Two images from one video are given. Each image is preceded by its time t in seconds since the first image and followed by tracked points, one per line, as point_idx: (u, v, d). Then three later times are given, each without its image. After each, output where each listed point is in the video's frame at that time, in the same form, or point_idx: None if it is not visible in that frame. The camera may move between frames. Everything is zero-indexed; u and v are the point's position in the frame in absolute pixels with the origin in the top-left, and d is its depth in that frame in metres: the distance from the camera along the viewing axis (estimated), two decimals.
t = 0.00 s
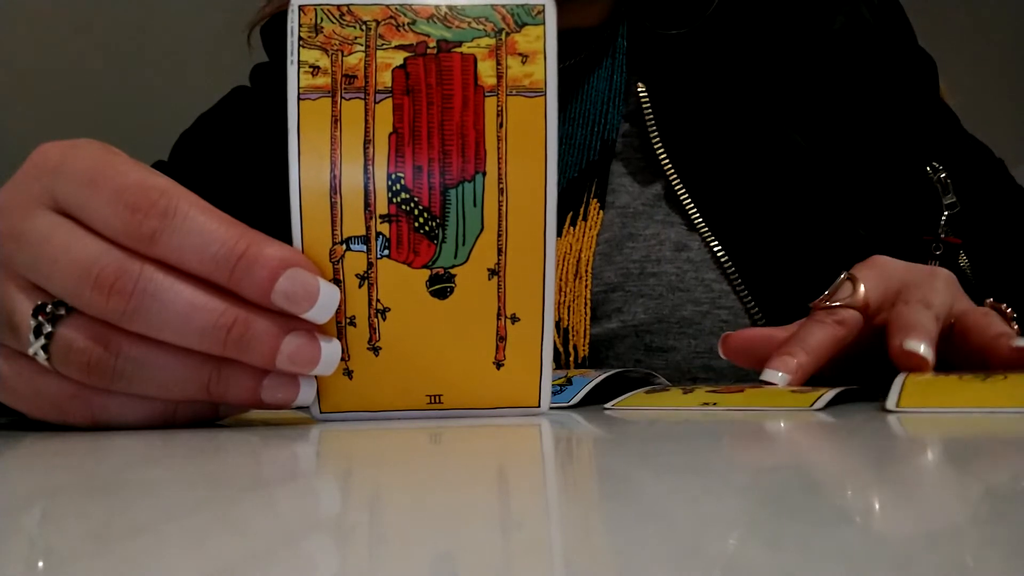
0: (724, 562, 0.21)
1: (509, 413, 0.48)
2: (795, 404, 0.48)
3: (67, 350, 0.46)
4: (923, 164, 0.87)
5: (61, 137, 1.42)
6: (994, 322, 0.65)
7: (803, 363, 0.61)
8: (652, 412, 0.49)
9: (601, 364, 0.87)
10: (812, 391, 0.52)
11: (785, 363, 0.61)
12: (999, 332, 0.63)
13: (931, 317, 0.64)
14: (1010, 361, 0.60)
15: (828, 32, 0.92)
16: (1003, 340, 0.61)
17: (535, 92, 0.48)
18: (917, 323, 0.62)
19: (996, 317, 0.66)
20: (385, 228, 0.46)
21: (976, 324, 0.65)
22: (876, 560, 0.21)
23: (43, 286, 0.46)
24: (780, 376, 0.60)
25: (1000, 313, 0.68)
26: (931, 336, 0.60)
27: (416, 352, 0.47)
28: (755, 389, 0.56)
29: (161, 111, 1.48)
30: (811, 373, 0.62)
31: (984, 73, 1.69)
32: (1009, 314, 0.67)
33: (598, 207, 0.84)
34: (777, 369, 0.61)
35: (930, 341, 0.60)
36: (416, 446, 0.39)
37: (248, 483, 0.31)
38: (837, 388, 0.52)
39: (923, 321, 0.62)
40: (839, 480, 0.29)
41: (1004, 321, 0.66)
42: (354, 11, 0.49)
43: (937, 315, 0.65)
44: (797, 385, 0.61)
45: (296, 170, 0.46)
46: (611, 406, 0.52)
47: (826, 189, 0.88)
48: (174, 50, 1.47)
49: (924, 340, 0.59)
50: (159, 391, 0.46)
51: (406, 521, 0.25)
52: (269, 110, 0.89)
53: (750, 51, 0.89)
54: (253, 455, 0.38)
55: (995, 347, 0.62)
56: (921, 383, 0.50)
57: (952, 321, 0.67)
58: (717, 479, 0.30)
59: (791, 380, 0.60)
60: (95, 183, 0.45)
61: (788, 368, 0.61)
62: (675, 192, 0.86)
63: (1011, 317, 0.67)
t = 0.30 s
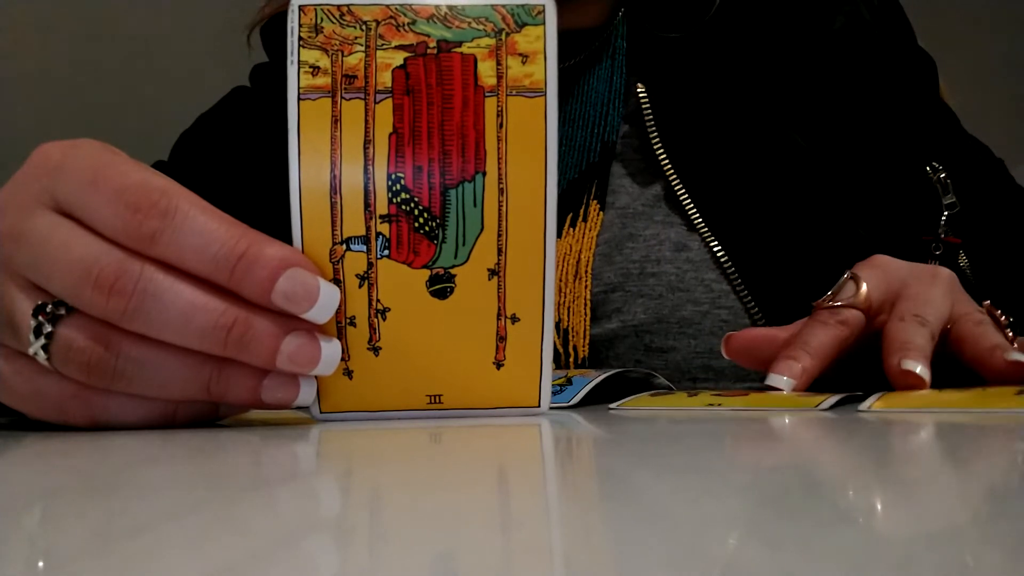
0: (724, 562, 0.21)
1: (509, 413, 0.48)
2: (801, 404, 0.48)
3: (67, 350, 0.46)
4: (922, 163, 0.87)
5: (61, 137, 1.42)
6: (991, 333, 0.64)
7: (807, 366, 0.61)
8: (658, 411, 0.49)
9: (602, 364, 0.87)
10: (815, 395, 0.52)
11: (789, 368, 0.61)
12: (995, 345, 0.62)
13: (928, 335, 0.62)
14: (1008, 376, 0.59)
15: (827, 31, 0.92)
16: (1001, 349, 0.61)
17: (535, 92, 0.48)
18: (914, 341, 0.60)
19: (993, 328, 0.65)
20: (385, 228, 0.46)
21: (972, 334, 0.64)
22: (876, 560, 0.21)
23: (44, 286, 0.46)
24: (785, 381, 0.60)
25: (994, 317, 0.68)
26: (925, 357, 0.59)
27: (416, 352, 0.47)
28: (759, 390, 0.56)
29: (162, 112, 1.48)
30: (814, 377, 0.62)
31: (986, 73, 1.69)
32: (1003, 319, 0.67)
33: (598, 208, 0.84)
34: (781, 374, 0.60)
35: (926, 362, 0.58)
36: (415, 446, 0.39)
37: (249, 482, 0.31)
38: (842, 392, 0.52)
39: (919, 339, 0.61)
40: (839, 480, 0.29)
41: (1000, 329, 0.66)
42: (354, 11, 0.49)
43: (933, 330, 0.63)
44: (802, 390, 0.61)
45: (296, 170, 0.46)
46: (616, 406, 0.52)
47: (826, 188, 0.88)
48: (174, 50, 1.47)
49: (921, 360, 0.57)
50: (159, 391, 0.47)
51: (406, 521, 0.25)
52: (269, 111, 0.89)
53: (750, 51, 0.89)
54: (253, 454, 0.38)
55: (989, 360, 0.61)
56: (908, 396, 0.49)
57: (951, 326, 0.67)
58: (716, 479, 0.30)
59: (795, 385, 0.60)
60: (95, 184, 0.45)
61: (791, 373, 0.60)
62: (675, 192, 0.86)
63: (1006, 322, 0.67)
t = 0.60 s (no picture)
0: (724, 562, 0.21)
1: (509, 413, 0.48)
2: (801, 404, 0.48)
3: (67, 350, 0.46)
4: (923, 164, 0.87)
5: (61, 138, 1.42)
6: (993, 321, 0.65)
7: (807, 364, 0.61)
8: (661, 411, 0.49)
9: (602, 364, 0.87)
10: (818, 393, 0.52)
11: (789, 366, 0.61)
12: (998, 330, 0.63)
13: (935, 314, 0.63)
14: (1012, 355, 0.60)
15: (827, 31, 0.92)
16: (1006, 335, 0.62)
17: (535, 92, 0.48)
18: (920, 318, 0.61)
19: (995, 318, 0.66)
20: (385, 228, 0.46)
21: (975, 322, 0.65)
22: (876, 560, 0.21)
23: (43, 286, 0.46)
24: (785, 378, 0.59)
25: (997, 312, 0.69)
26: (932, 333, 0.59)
27: (416, 352, 0.47)
28: (762, 388, 0.56)
29: (162, 112, 1.48)
30: (814, 375, 0.62)
31: (988, 73, 1.69)
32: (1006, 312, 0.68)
33: (598, 209, 0.84)
34: (782, 372, 0.60)
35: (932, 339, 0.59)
36: (415, 446, 0.39)
37: (248, 482, 0.31)
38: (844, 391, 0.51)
39: (926, 317, 0.62)
40: (839, 479, 0.29)
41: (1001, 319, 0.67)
42: (353, 11, 0.49)
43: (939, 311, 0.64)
44: (802, 388, 0.61)
45: (296, 170, 0.46)
46: (619, 406, 0.52)
47: (826, 188, 0.88)
48: (174, 51, 1.47)
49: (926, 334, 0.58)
50: (159, 392, 0.47)
51: (406, 521, 0.25)
52: (269, 111, 0.89)
53: (750, 51, 0.89)
54: (253, 455, 0.37)
55: (995, 344, 0.62)
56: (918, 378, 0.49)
57: (952, 320, 0.67)
58: (716, 479, 0.30)
59: (795, 382, 0.59)
60: (94, 184, 0.45)
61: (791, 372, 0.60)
62: (675, 193, 0.86)
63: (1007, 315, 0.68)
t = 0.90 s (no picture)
0: (724, 562, 0.21)
1: (509, 413, 0.48)
2: (801, 404, 0.48)
3: (67, 350, 0.46)
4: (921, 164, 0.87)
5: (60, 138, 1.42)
6: (984, 313, 0.65)
7: (808, 355, 0.61)
8: (666, 410, 0.49)
9: (602, 364, 0.88)
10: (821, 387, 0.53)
11: (791, 357, 0.61)
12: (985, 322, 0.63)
13: (925, 303, 0.63)
14: (998, 344, 0.61)
15: (827, 31, 0.92)
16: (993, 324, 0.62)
17: (535, 92, 0.48)
18: (907, 305, 0.62)
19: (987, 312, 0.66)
20: (385, 228, 0.46)
21: (966, 313, 0.65)
22: (876, 560, 0.21)
23: (44, 286, 0.46)
24: (787, 369, 0.60)
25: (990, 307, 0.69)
26: (918, 322, 0.60)
27: (416, 351, 0.47)
28: (765, 386, 0.56)
29: (162, 112, 1.48)
30: (816, 367, 0.63)
31: (988, 73, 1.69)
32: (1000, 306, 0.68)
33: (598, 210, 0.84)
34: (783, 363, 0.61)
35: (916, 326, 0.60)
36: (415, 446, 0.39)
37: (249, 482, 0.31)
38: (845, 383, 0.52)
39: (914, 305, 0.62)
40: (839, 479, 0.29)
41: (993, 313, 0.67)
42: (354, 11, 0.49)
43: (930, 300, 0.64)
44: (803, 379, 0.61)
45: (296, 170, 0.46)
46: (623, 405, 0.52)
47: (826, 188, 0.88)
48: (174, 51, 1.47)
49: (908, 322, 0.60)
50: (159, 391, 0.47)
51: (406, 521, 0.25)
52: (269, 111, 0.89)
53: (750, 52, 0.89)
54: (253, 454, 0.37)
55: (981, 335, 0.62)
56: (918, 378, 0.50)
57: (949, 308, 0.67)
58: (716, 479, 0.30)
59: (797, 374, 0.60)
60: (95, 184, 0.45)
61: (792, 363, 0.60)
62: (675, 193, 0.86)
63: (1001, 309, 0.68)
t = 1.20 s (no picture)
0: (724, 562, 0.21)
1: (509, 413, 0.48)
2: (805, 404, 0.48)
3: (67, 350, 0.46)
4: (920, 165, 0.87)
5: (60, 138, 1.42)
6: (974, 322, 0.64)
7: (807, 360, 0.62)
8: (667, 410, 0.49)
9: (602, 364, 0.88)
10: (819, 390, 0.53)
11: (790, 363, 0.61)
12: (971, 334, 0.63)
13: (911, 320, 0.63)
14: (970, 359, 0.61)
15: (827, 31, 0.92)
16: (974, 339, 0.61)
17: (535, 92, 0.48)
18: (888, 329, 0.61)
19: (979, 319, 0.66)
20: (385, 228, 0.46)
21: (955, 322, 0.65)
22: (876, 560, 0.21)
23: (44, 286, 0.46)
24: (785, 374, 0.61)
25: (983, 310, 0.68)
26: (896, 347, 0.59)
27: (416, 352, 0.47)
28: (765, 386, 0.56)
29: (162, 113, 1.48)
30: (814, 371, 0.63)
31: (989, 73, 1.69)
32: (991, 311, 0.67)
33: (598, 210, 0.84)
34: (782, 368, 0.61)
35: (894, 353, 0.59)
36: (415, 446, 0.39)
37: (249, 482, 0.31)
38: (842, 388, 0.52)
39: (897, 326, 0.62)
40: (838, 479, 0.29)
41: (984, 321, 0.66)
42: (354, 11, 0.49)
43: (920, 313, 0.64)
44: (802, 383, 0.61)
45: (296, 171, 0.46)
46: (624, 405, 0.52)
47: (826, 188, 0.88)
48: (174, 51, 1.47)
49: (884, 350, 0.58)
50: (160, 391, 0.47)
51: (406, 521, 0.25)
52: (269, 111, 0.89)
53: (750, 52, 0.89)
54: (253, 454, 0.38)
55: (959, 350, 0.62)
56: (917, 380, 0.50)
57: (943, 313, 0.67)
58: (716, 479, 0.30)
59: (794, 379, 0.61)
60: (95, 184, 0.45)
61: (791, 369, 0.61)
62: (675, 193, 0.86)
63: (992, 315, 0.67)
